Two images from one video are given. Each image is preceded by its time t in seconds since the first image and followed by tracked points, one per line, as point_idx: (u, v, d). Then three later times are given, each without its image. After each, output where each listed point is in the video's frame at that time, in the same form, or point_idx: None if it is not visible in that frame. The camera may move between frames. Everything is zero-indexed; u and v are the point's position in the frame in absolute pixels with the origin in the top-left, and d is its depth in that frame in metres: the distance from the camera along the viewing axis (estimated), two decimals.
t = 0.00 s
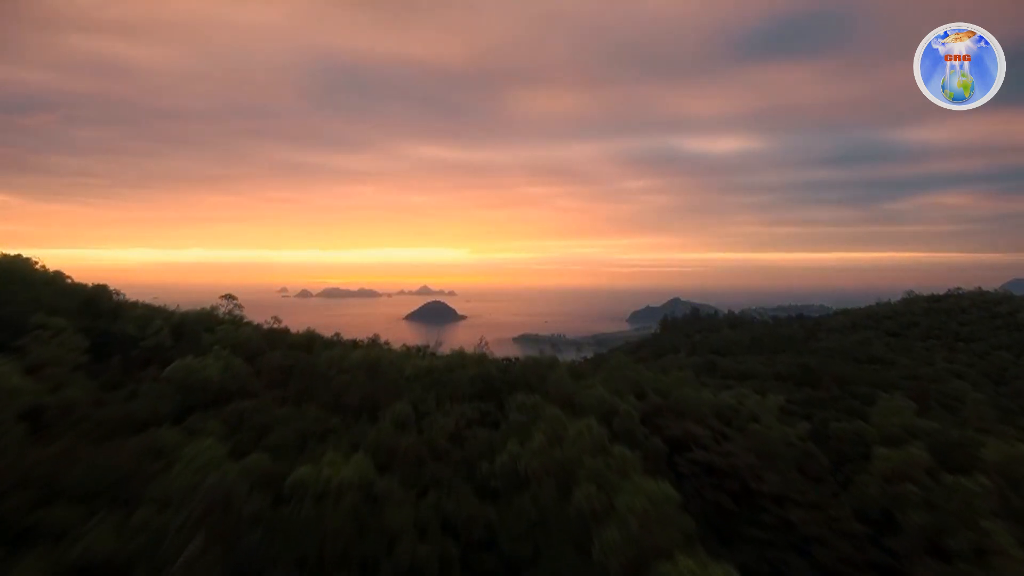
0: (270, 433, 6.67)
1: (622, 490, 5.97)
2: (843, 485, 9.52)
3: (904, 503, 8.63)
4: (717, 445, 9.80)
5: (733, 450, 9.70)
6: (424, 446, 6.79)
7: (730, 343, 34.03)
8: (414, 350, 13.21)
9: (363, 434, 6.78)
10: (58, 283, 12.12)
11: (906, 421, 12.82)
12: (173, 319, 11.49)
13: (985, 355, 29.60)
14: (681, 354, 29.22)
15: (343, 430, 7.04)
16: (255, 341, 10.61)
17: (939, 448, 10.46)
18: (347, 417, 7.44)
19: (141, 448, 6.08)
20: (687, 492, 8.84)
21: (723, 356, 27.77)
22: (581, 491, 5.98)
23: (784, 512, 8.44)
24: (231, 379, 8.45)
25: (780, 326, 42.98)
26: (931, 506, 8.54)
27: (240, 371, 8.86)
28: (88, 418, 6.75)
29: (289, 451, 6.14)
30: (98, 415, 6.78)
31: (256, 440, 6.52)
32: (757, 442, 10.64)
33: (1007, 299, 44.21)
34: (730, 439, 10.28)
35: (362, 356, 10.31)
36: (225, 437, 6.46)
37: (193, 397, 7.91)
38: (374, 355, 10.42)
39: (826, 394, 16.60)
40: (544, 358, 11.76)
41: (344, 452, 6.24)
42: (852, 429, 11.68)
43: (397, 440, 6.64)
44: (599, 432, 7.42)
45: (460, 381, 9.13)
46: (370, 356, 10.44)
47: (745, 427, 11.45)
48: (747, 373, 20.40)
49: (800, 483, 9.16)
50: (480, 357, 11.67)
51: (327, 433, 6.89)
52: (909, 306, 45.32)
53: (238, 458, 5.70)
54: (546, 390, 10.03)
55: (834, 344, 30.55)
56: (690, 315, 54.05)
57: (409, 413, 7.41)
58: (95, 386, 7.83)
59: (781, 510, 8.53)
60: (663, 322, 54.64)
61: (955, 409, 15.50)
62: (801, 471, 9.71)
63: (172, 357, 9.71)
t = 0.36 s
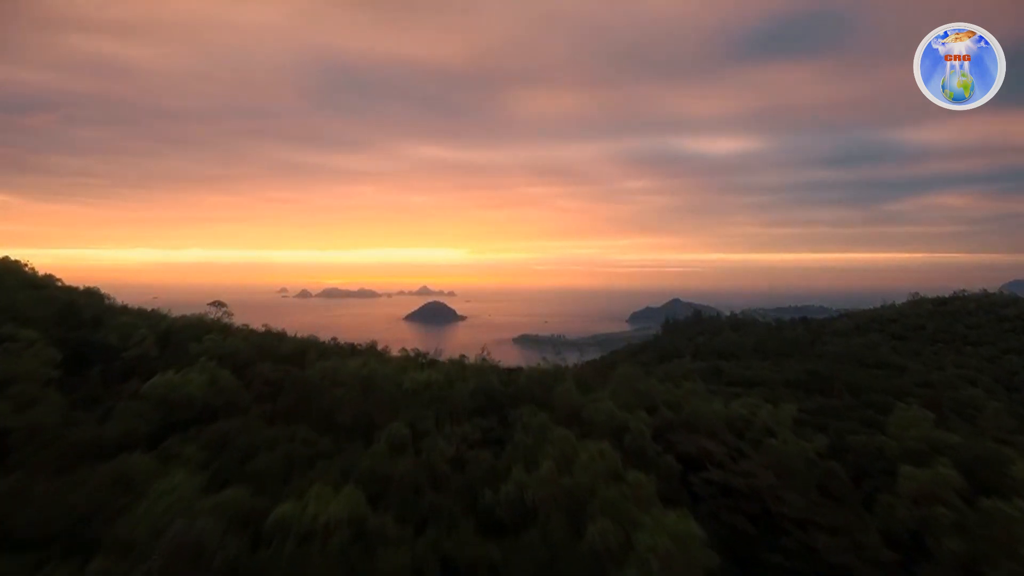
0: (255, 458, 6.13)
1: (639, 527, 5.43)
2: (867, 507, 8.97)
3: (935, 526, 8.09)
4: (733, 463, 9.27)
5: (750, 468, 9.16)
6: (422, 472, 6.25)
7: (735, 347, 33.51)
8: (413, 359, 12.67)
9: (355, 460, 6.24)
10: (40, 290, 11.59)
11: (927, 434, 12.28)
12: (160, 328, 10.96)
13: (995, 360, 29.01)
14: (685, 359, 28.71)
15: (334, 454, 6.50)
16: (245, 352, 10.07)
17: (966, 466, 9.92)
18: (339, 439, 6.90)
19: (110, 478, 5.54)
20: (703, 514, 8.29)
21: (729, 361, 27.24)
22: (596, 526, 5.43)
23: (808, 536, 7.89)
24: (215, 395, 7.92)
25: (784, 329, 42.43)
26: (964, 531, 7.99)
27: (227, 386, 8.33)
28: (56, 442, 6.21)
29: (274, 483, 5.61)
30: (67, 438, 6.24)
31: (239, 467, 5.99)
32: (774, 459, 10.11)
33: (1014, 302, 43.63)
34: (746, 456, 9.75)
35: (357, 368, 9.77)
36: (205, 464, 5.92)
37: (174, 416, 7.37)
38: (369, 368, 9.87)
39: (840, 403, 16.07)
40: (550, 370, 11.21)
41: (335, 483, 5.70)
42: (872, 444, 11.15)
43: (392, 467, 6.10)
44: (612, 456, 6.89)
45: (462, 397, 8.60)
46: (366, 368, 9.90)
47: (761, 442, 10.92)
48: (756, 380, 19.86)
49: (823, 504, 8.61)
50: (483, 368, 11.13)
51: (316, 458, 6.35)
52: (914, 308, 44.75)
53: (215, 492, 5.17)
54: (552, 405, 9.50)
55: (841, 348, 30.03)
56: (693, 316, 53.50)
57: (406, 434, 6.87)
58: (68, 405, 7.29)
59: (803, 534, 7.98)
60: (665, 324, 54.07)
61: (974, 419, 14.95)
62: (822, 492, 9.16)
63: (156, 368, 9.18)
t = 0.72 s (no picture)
0: (234, 492, 5.55)
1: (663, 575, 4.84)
2: (897, 531, 8.38)
3: (975, 556, 7.50)
4: (753, 485, 8.68)
5: (771, 489, 8.58)
6: (420, 506, 5.66)
7: (742, 351, 32.91)
8: (412, 371, 12.09)
9: (346, 492, 5.66)
10: (18, 298, 11.01)
11: (952, 449, 11.70)
12: (144, 340, 10.38)
13: (1005, 364, 28.50)
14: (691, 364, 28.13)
15: (324, 485, 5.92)
16: (233, 366, 9.49)
17: (1000, 486, 9.33)
18: (329, 466, 6.31)
19: (70, 516, 4.96)
20: (723, 542, 7.71)
21: (735, 366, 26.71)
22: (615, 570, 4.84)
23: (838, 566, 7.31)
24: (197, 415, 7.34)
25: (788, 333, 41.97)
26: (1005, 562, 7.41)
27: (210, 404, 7.74)
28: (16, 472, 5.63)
29: (254, 525, 5.04)
30: (28, 468, 5.66)
31: (216, 501, 5.40)
32: (794, 480, 9.52)
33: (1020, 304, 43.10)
34: (767, 478, 9.16)
35: (352, 384, 9.21)
36: (178, 499, 5.36)
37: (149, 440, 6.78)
38: (365, 383, 9.30)
39: (856, 414, 15.48)
40: (557, 384, 10.63)
41: (322, 522, 5.12)
42: (897, 461, 10.56)
43: (386, 502, 5.52)
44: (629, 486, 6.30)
45: (463, 416, 8.01)
46: (362, 383, 9.33)
47: (779, 460, 10.33)
48: (765, 388, 19.33)
49: (851, 531, 8.02)
50: (486, 382, 10.54)
51: (303, 490, 5.76)
52: (919, 311, 44.26)
53: (184, 539, 4.60)
54: (560, 422, 8.91)
55: (849, 353, 29.48)
56: (694, 319, 53.01)
57: (403, 461, 6.29)
58: (34, 428, 6.71)
59: (833, 563, 7.39)
60: (666, 326, 53.60)
61: (996, 431, 14.36)
62: (848, 517, 8.58)
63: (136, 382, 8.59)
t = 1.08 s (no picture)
0: (210, 534, 4.98)
1: None
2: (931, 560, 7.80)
3: None
4: (775, 508, 8.10)
5: (796, 514, 8.00)
6: (417, 547, 5.09)
7: (746, 356, 32.31)
8: (409, 383, 11.51)
9: (335, 533, 5.09)
10: None
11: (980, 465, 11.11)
12: (125, 350, 9.81)
13: (1015, 368, 27.97)
14: (696, 371, 27.49)
15: (311, 522, 5.35)
16: (219, 380, 8.93)
17: None
18: (318, 500, 5.74)
19: (21, 563, 4.39)
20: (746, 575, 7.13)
21: (741, 371, 26.19)
22: None
23: None
24: (176, 438, 6.78)
25: (792, 337, 41.46)
26: None
27: (191, 426, 7.17)
28: None
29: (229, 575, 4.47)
30: None
31: (190, 544, 4.84)
32: (817, 502, 8.94)
33: None
34: (788, 501, 8.58)
35: (346, 400, 8.63)
36: (146, 543, 4.79)
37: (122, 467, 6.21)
38: (361, 399, 8.73)
39: (872, 426, 14.90)
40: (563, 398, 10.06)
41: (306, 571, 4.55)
42: (923, 480, 9.97)
43: (379, 547, 4.95)
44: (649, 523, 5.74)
45: (465, 438, 7.45)
46: (357, 400, 8.75)
47: (798, 480, 9.75)
48: (775, 396, 18.79)
49: (883, 561, 7.44)
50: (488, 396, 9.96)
51: (287, 530, 5.19)
52: (924, 314, 43.76)
53: None
54: (568, 441, 8.34)
55: (857, 358, 28.90)
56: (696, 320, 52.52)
57: (400, 494, 5.73)
58: None
59: None
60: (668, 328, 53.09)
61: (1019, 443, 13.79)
62: (877, 545, 8.00)
63: (114, 397, 8.03)
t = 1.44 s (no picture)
0: None
1: None
2: None
3: None
4: (800, 534, 7.53)
5: (824, 540, 7.41)
6: None
7: (752, 361, 31.73)
8: (410, 396, 11.00)
9: None
10: None
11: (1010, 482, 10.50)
12: (110, 361, 9.32)
13: None
14: (702, 377, 26.91)
15: (296, 563, 4.80)
16: (206, 395, 8.43)
17: None
18: (305, 537, 5.20)
19: None
20: None
21: (748, 377, 25.67)
22: None
23: None
24: (154, 462, 6.28)
25: (796, 340, 40.95)
26: None
27: (170, 451, 6.62)
28: None
29: None
30: None
31: None
32: (842, 525, 8.38)
33: None
34: (813, 525, 8.01)
35: (340, 419, 8.07)
36: None
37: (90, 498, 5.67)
38: (356, 419, 8.17)
39: (890, 438, 14.31)
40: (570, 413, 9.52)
41: None
42: (953, 499, 9.40)
43: None
44: (671, 564, 5.21)
45: (467, 459, 6.91)
46: (352, 419, 8.19)
47: (821, 500, 9.19)
48: (785, 404, 18.24)
49: None
50: (492, 411, 9.42)
51: None
52: (930, 317, 43.25)
53: None
54: (577, 461, 7.81)
55: (865, 363, 28.31)
56: (699, 323, 52.12)
57: (396, 528, 5.19)
58: None
59: None
60: (670, 330, 52.60)
61: None
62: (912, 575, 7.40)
63: (91, 413, 7.54)
